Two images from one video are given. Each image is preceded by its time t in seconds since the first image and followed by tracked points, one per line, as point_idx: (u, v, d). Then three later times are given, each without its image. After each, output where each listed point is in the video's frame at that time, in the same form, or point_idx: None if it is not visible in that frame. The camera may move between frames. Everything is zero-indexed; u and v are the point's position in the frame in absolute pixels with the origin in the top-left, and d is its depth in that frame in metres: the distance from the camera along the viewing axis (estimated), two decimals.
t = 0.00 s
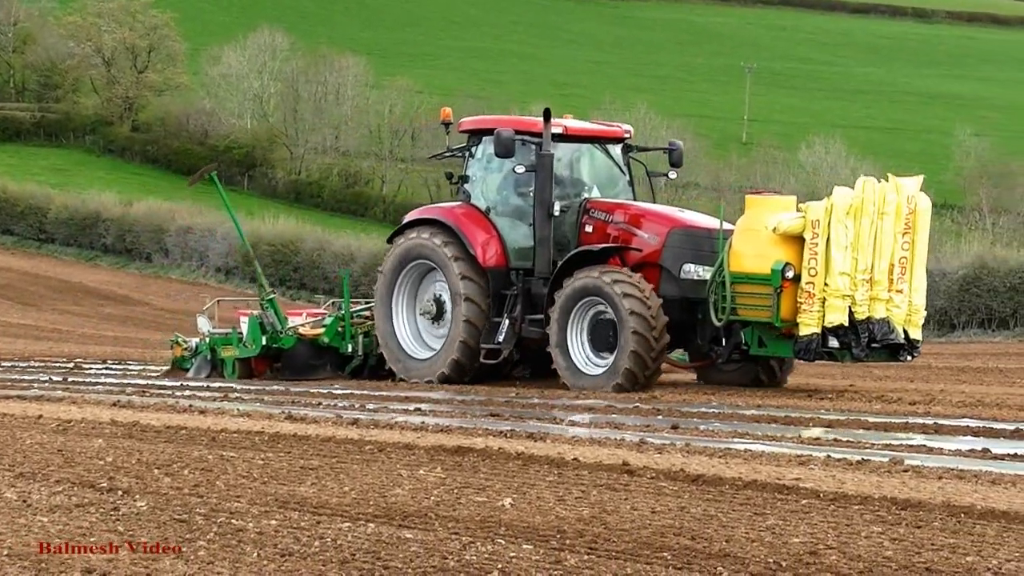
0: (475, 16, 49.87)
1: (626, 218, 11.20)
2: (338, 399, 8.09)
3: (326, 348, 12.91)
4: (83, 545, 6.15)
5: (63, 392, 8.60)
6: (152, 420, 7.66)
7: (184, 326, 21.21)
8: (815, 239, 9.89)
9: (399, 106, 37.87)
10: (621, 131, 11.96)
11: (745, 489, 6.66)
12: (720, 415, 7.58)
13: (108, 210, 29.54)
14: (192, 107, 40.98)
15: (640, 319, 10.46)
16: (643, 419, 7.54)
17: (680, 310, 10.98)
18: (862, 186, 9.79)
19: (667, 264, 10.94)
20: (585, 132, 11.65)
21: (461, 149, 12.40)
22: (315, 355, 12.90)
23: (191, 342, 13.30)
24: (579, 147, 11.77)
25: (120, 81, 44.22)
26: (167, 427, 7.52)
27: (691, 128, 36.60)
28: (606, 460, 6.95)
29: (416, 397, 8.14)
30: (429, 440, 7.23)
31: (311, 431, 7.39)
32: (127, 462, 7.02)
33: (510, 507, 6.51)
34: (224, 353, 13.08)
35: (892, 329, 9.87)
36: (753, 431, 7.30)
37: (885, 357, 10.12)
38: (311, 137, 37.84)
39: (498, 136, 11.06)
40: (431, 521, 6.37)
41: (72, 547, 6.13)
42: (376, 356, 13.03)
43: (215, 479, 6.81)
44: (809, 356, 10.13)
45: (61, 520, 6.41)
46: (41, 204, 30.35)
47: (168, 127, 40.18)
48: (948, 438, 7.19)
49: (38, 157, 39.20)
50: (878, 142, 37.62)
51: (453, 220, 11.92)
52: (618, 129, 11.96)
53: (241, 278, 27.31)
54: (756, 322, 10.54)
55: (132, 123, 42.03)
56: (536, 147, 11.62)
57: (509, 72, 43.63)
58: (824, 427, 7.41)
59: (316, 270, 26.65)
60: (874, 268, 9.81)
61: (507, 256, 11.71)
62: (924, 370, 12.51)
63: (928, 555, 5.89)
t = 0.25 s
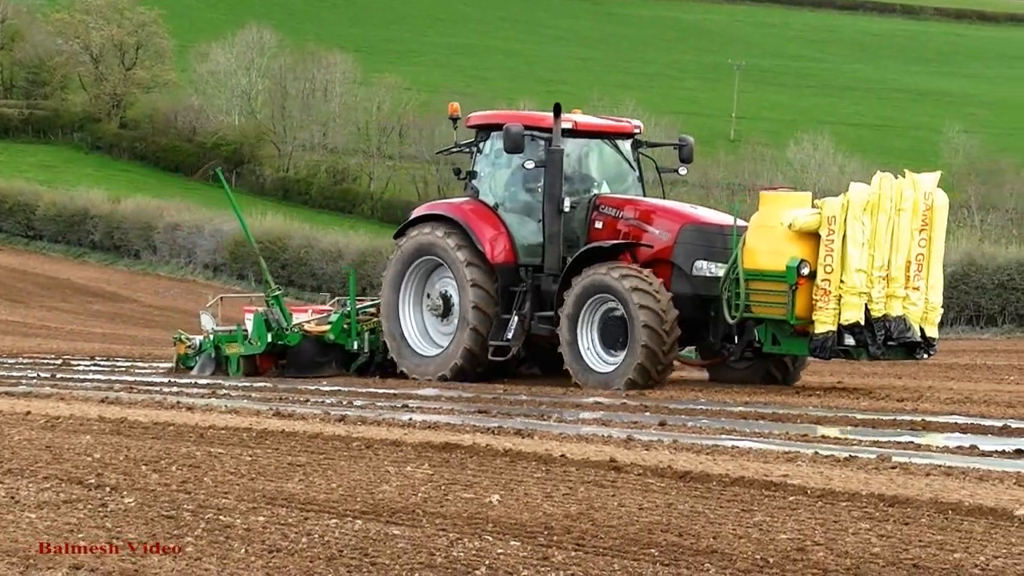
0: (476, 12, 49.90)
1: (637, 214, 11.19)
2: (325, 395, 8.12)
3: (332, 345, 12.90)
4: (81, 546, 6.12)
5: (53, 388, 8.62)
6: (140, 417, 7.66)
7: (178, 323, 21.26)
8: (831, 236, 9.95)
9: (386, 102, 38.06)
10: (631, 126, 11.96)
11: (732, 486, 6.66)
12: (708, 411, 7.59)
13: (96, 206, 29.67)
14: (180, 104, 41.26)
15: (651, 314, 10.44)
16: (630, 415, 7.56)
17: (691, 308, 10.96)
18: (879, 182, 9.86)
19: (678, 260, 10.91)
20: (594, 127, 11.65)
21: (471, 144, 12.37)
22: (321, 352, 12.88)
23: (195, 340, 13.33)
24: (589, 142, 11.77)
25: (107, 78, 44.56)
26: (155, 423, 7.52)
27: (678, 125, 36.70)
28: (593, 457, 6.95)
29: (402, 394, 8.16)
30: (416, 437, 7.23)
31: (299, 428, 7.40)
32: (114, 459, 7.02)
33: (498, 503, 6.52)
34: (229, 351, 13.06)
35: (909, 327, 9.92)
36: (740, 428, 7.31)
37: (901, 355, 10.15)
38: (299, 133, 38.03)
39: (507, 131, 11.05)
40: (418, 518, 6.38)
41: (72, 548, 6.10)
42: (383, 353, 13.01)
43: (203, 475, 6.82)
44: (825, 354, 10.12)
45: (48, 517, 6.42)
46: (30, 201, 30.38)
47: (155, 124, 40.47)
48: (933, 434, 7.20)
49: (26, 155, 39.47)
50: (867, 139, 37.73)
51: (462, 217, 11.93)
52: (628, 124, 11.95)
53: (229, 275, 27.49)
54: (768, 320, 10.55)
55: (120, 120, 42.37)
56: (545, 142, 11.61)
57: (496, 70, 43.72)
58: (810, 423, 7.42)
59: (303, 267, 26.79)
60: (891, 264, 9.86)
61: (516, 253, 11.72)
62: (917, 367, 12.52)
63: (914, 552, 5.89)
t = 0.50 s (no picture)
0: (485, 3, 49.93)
1: (651, 201, 11.13)
2: (312, 383, 8.20)
3: (339, 335, 12.89)
4: (84, 545, 6.00)
5: (38, 377, 8.66)
6: (128, 406, 7.68)
7: (173, 312, 21.33)
8: (852, 223, 9.80)
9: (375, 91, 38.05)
10: (644, 113, 11.92)
11: (720, 474, 6.65)
12: (696, 401, 7.62)
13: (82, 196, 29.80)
14: (167, 95, 41.42)
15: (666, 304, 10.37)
16: (616, 405, 7.58)
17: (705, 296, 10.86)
18: (900, 168, 9.70)
19: (693, 248, 10.82)
20: (607, 113, 11.61)
21: (480, 132, 12.37)
22: (328, 342, 12.89)
23: (200, 329, 13.16)
24: (601, 129, 11.74)
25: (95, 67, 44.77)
26: (142, 412, 7.54)
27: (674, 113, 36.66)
28: (580, 445, 6.96)
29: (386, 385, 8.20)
30: (403, 426, 7.24)
31: (286, 417, 7.40)
32: (102, 448, 7.03)
33: (484, 492, 6.52)
34: (235, 340, 12.97)
35: (930, 316, 9.74)
36: (726, 417, 7.32)
37: (923, 344, 9.97)
38: (286, 122, 38.09)
39: (519, 118, 11.04)
40: (404, 507, 6.38)
41: (74, 548, 5.98)
42: (390, 343, 13.01)
43: (190, 465, 6.83)
44: (846, 343, 9.97)
45: (35, 506, 6.42)
46: (19, 190, 30.48)
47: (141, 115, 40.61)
48: (922, 423, 7.20)
49: (14, 145, 39.65)
50: (853, 127, 37.70)
51: (472, 205, 11.91)
52: (641, 110, 11.92)
53: (215, 265, 27.63)
54: (787, 308, 10.42)
55: (108, 110, 42.58)
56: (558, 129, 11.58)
57: (480, 59, 43.83)
58: (796, 412, 7.43)
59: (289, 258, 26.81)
60: (913, 252, 9.69)
61: (527, 241, 11.71)
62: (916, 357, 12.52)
63: (902, 540, 5.86)
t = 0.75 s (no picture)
0: None
1: (663, 190, 11.08)
2: (306, 375, 8.23)
3: (349, 325, 12.89)
4: (85, 546, 5.89)
5: (28, 369, 8.64)
6: (119, 398, 7.68)
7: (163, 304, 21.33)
8: (872, 212, 9.79)
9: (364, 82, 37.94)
10: (655, 101, 11.82)
11: (710, 465, 6.65)
12: (687, 391, 7.63)
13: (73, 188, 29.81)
14: (157, 87, 41.36)
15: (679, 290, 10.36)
16: (608, 396, 7.60)
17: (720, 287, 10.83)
18: (920, 156, 9.65)
19: (707, 239, 10.77)
20: (619, 102, 11.53)
21: (491, 121, 12.30)
22: (338, 332, 12.89)
23: (208, 321, 13.40)
24: (614, 118, 11.66)
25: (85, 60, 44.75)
26: (133, 404, 7.54)
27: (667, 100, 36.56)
28: (571, 437, 6.97)
29: (377, 377, 8.17)
30: (394, 418, 7.25)
31: (277, 408, 7.41)
32: (93, 440, 7.04)
33: (474, 483, 6.52)
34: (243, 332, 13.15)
35: (951, 305, 9.71)
36: (721, 409, 7.32)
37: (944, 333, 9.95)
38: (276, 113, 38.01)
39: (531, 107, 11.02)
40: (396, 498, 6.38)
41: (77, 549, 5.87)
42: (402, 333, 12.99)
43: (181, 456, 6.83)
44: (866, 334, 9.97)
45: (27, 497, 6.43)
46: (8, 182, 30.49)
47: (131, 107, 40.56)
48: (914, 413, 7.20)
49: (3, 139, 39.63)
50: (845, 115, 37.66)
51: (484, 196, 11.88)
52: (653, 99, 11.82)
53: (205, 256, 27.73)
54: (805, 299, 10.41)
55: (98, 102, 42.57)
56: (570, 119, 11.52)
57: (470, 48, 43.78)
58: (788, 403, 7.45)
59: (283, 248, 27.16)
60: (933, 241, 9.66)
61: (539, 232, 11.67)
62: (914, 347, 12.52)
63: (893, 530, 5.86)
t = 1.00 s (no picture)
0: None
1: (678, 179, 10.97)
2: (297, 364, 8.24)
3: (359, 317, 12.87)
4: (84, 545, 5.76)
5: (18, 359, 8.67)
6: (110, 388, 7.68)
7: (155, 296, 21.34)
8: (893, 202, 9.79)
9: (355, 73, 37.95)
10: (671, 89, 11.75)
11: (701, 455, 6.65)
12: (678, 381, 7.65)
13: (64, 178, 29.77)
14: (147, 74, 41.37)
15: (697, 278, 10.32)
16: (599, 385, 7.61)
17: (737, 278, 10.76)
18: (942, 146, 9.68)
19: (724, 229, 10.69)
20: (634, 90, 11.46)
21: (503, 109, 12.22)
22: (348, 324, 12.87)
23: (215, 311, 13.31)
24: (628, 106, 11.59)
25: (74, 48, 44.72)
26: (124, 394, 7.54)
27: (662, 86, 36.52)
28: (562, 427, 6.97)
29: (363, 367, 8.17)
30: (385, 408, 7.25)
31: (267, 398, 7.41)
32: (84, 430, 7.04)
33: (466, 473, 6.51)
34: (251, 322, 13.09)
35: (973, 297, 9.67)
36: (711, 399, 7.32)
37: (966, 326, 9.91)
38: (267, 104, 38.01)
39: (544, 94, 10.97)
40: (388, 488, 6.37)
41: (74, 549, 5.74)
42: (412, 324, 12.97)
43: (172, 446, 6.83)
44: (887, 326, 9.96)
45: (18, 487, 6.42)
46: None
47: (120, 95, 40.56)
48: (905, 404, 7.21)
49: None
50: (840, 106, 37.66)
51: (496, 184, 11.80)
52: (668, 87, 11.75)
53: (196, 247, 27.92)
54: (824, 291, 10.43)
55: (87, 90, 42.55)
56: (585, 107, 11.43)
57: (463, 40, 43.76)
58: (780, 392, 7.46)
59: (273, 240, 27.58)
60: (954, 232, 9.65)
61: (551, 221, 11.59)
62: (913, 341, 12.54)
63: (884, 520, 5.85)
